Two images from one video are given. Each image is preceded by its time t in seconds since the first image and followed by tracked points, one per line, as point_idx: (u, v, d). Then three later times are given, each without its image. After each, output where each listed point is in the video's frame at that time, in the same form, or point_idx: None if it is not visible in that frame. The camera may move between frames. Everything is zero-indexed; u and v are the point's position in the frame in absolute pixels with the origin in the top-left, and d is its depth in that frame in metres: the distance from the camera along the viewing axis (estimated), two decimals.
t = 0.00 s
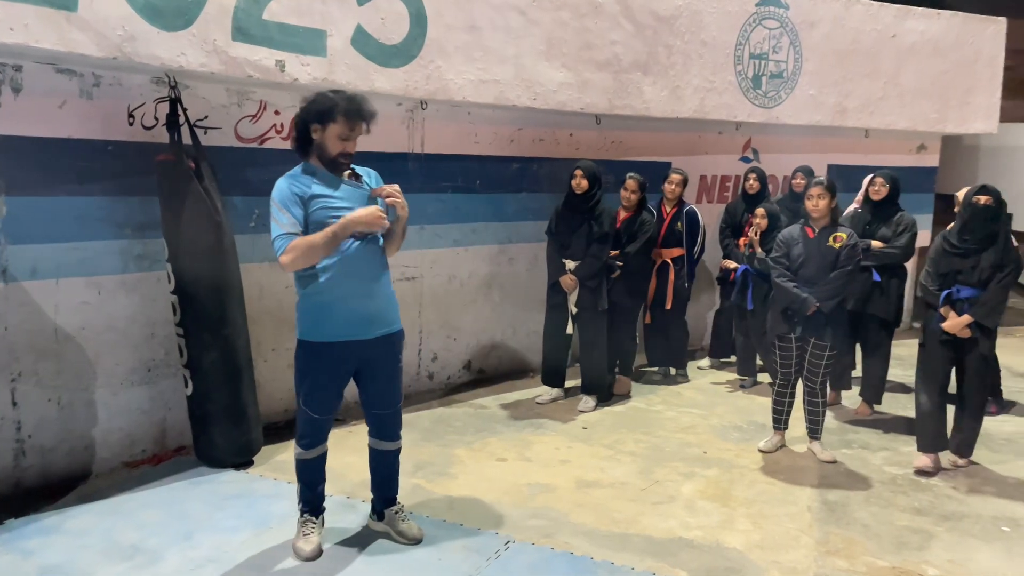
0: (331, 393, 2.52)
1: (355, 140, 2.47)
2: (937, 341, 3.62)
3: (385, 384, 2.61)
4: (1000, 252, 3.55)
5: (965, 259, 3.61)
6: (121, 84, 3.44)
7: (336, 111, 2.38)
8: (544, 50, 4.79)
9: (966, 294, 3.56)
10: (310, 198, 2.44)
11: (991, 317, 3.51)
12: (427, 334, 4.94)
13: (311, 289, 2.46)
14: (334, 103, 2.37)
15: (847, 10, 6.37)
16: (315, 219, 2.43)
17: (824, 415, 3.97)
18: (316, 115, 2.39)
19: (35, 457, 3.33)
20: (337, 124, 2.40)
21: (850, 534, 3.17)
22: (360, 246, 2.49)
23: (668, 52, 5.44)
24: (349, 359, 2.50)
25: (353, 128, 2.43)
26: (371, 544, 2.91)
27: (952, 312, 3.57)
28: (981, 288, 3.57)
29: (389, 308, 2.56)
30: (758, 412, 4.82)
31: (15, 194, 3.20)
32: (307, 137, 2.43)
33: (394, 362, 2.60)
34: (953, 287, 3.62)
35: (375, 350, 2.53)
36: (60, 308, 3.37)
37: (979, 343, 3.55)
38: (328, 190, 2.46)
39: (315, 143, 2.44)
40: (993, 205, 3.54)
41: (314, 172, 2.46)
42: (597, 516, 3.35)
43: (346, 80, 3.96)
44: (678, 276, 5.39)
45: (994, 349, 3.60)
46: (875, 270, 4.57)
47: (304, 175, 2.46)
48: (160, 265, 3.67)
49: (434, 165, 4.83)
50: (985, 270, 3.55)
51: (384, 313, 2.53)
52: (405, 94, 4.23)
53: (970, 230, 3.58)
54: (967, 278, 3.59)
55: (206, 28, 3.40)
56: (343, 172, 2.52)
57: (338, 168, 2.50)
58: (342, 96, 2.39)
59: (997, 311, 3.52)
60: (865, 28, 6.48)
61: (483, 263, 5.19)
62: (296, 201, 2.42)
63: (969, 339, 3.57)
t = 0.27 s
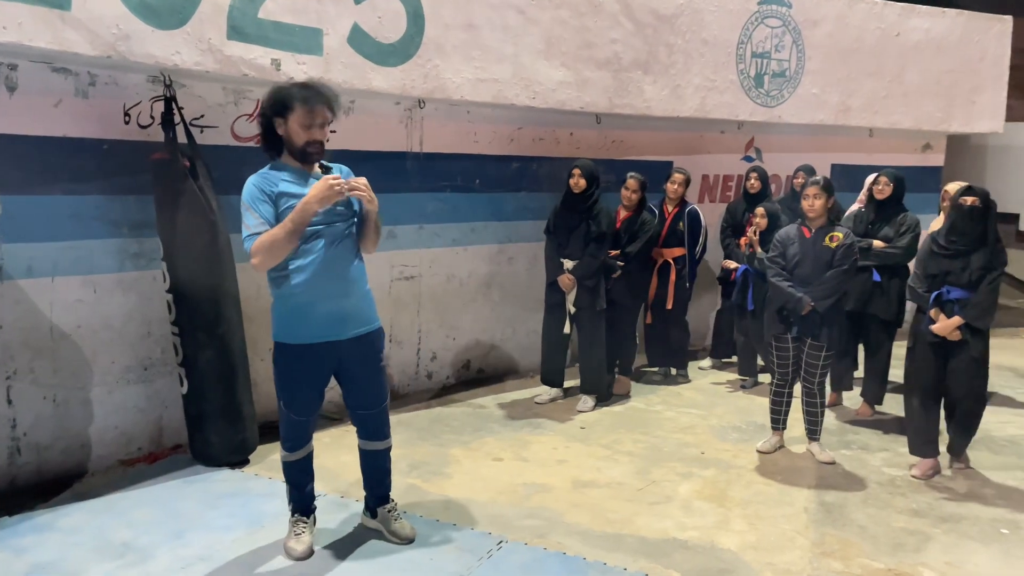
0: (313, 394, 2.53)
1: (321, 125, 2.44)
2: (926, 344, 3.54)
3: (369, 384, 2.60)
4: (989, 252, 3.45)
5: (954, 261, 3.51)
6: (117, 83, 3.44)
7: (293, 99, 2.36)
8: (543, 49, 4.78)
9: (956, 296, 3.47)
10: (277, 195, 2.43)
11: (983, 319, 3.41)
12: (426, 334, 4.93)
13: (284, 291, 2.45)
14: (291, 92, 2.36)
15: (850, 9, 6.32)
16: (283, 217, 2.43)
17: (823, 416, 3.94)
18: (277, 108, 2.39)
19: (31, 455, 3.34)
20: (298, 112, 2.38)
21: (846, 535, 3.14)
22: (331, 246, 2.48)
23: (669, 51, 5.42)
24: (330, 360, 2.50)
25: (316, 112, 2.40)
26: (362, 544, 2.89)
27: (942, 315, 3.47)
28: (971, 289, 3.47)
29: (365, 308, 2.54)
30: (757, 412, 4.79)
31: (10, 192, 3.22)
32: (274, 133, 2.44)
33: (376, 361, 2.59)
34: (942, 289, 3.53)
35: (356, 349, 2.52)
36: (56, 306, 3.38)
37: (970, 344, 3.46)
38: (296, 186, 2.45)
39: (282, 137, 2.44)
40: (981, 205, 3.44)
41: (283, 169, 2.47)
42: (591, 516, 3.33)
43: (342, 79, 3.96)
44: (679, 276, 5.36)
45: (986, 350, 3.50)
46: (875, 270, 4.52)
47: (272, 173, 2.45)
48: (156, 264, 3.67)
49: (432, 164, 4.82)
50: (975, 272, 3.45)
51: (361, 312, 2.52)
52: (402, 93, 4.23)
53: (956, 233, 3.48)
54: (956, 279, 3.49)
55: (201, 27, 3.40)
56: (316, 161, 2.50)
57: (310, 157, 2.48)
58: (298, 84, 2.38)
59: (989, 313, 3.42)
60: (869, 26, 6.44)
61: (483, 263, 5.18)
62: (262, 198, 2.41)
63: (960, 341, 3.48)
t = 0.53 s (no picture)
0: (306, 392, 2.53)
1: (299, 112, 2.45)
2: (923, 346, 3.52)
3: (363, 382, 2.58)
4: (985, 252, 3.42)
5: (950, 261, 3.49)
6: (116, 83, 3.45)
7: (268, 101, 2.42)
8: (544, 49, 4.77)
9: (953, 297, 3.44)
10: (264, 197, 2.43)
11: (980, 319, 3.38)
12: (427, 334, 4.93)
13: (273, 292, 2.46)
14: (266, 94, 2.42)
15: (854, 8, 6.29)
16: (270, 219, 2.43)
17: (822, 417, 3.92)
18: (256, 111, 2.45)
19: (29, 453, 3.35)
20: (272, 103, 2.42)
21: (845, 536, 3.12)
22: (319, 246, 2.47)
23: (671, 50, 5.40)
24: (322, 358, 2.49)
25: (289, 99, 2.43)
26: (356, 545, 2.88)
27: (938, 316, 3.45)
28: (968, 289, 3.44)
29: (356, 307, 2.53)
30: (758, 413, 4.77)
31: (8, 191, 3.23)
32: (259, 136, 2.50)
33: (371, 360, 2.58)
34: (938, 290, 3.50)
35: (348, 347, 2.51)
36: (55, 305, 3.39)
37: (967, 346, 3.41)
38: (283, 187, 2.45)
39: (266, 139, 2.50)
40: (975, 205, 3.41)
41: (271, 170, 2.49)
42: (589, 516, 3.32)
43: (341, 79, 3.96)
44: (682, 276, 5.33)
45: (984, 351, 3.46)
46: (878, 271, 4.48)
47: (260, 174, 2.46)
48: (155, 263, 3.68)
49: (433, 164, 4.82)
50: (971, 272, 3.43)
51: (351, 311, 2.51)
52: (402, 92, 4.22)
53: (950, 232, 3.46)
54: (952, 280, 3.47)
55: (200, 27, 3.41)
56: (303, 147, 2.47)
57: (296, 145, 2.45)
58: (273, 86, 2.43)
59: (986, 313, 3.39)
60: (873, 26, 6.40)
61: (483, 263, 5.17)
62: (248, 200, 2.42)
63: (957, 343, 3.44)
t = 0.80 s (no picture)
0: (307, 395, 2.53)
1: (298, 112, 2.47)
2: (922, 347, 3.51)
3: (365, 386, 2.55)
4: (983, 253, 3.39)
5: (948, 262, 3.47)
6: (119, 84, 3.48)
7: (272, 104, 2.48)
8: (546, 49, 4.77)
9: (951, 298, 3.41)
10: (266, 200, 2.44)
11: (978, 321, 3.32)
12: (429, 334, 4.94)
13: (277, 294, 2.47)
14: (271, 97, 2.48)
15: (859, 8, 6.27)
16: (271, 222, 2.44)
17: (824, 418, 3.91)
18: (264, 115, 2.51)
19: (32, 452, 3.37)
20: (274, 106, 2.47)
21: (844, 538, 3.10)
22: (320, 248, 2.45)
23: (674, 51, 5.40)
24: (323, 361, 2.48)
25: (289, 100, 2.46)
26: (354, 543, 2.89)
27: (936, 317, 3.43)
28: (967, 291, 3.41)
29: (360, 308, 2.51)
30: (761, 414, 4.75)
31: (12, 191, 3.25)
32: (270, 139, 2.56)
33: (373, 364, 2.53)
34: (937, 291, 3.49)
35: (348, 351, 2.48)
36: (57, 305, 3.41)
37: (966, 348, 3.37)
38: (287, 189, 2.45)
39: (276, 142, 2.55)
40: (975, 205, 3.39)
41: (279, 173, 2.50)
42: (588, 516, 3.32)
43: (343, 79, 3.97)
44: (688, 277, 5.31)
45: (986, 354, 3.40)
46: (885, 273, 4.43)
47: (266, 177, 2.48)
48: (157, 263, 3.70)
49: (435, 165, 4.83)
50: (969, 272, 3.41)
51: (353, 314, 2.48)
52: (403, 93, 4.23)
53: (949, 233, 3.45)
54: (951, 281, 3.45)
55: (201, 28, 3.43)
56: (302, 146, 2.46)
57: (296, 145, 2.46)
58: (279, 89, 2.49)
59: (985, 315, 3.33)
60: (878, 26, 6.38)
61: (486, 263, 5.17)
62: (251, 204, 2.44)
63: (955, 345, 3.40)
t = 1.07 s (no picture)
0: (319, 395, 2.52)
1: (330, 111, 2.46)
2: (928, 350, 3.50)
3: (378, 389, 2.54)
4: (989, 255, 3.35)
5: (954, 265, 3.44)
6: (121, 84, 3.49)
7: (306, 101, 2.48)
8: (548, 49, 4.77)
9: (956, 300, 3.38)
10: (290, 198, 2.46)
11: (984, 323, 3.29)
12: (431, 333, 4.94)
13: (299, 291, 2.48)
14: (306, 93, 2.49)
15: (863, 8, 6.25)
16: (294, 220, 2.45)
17: (826, 420, 3.90)
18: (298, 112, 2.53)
19: (34, 450, 3.38)
20: (308, 105, 2.47)
21: (846, 539, 3.09)
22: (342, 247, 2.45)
23: (677, 51, 5.39)
24: (337, 361, 2.47)
25: (322, 98, 2.45)
26: (354, 543, 2.89)
27: (941, 320, 3.41)
28: (973, 293, 3.38)
29: (380, 311, 2.49)
30: (763, 415, 4.74)
31: (14, 191, 3.26)
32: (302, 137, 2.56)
33: (387, 367, 2.52)
34: (942, 293, 3.46)
35: (362, 353, 2.47)
36: (60, 304, 3.42)
37: (972, 351, 3.35)
38: (312, 188, 2.45)
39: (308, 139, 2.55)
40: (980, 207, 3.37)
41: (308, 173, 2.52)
42: (588, 516, 3.32)
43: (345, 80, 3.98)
44: (696, 278, 5.29)
45: (991, 358, 3.38)
46: (886, 275, 4.44)
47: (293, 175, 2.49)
48: (160, 263, 3.71)
49: (437, 165, 4.83)
50: (974, 275, 3.38)
51: (369, 317, 2.46)
52: (405, 93, 4.24)
53: (955, 235, 3.42)
54: (956, 283, 3.42)
55: (203, 28, 3.45)
56: (331, 146, 2.45)
57: (324, 144, 2.45)
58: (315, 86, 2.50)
59: (992, 317, 3.29)
60: (882, 26, 6.36)
61: (488, 263, 5.17)
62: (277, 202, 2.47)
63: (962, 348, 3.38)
